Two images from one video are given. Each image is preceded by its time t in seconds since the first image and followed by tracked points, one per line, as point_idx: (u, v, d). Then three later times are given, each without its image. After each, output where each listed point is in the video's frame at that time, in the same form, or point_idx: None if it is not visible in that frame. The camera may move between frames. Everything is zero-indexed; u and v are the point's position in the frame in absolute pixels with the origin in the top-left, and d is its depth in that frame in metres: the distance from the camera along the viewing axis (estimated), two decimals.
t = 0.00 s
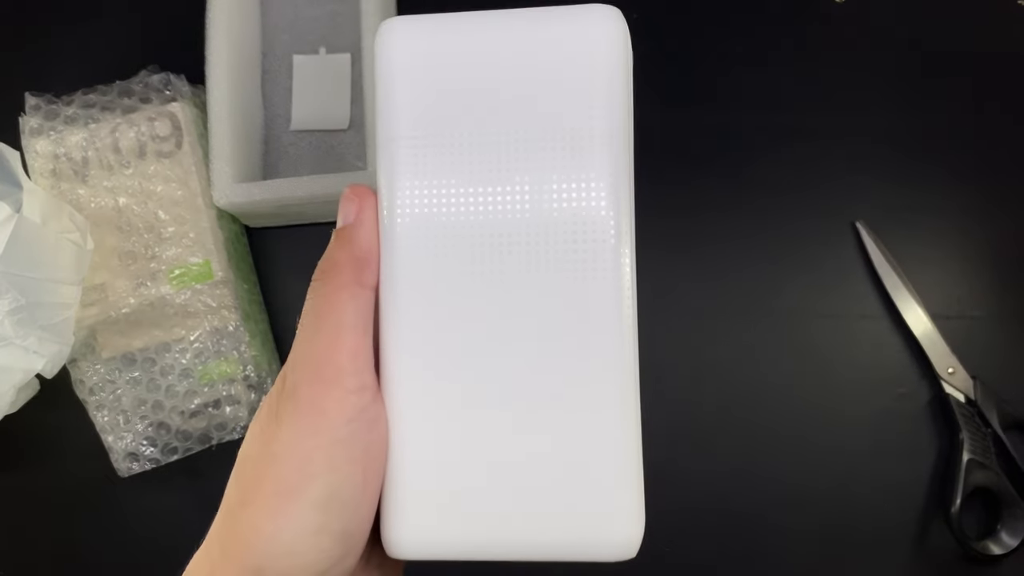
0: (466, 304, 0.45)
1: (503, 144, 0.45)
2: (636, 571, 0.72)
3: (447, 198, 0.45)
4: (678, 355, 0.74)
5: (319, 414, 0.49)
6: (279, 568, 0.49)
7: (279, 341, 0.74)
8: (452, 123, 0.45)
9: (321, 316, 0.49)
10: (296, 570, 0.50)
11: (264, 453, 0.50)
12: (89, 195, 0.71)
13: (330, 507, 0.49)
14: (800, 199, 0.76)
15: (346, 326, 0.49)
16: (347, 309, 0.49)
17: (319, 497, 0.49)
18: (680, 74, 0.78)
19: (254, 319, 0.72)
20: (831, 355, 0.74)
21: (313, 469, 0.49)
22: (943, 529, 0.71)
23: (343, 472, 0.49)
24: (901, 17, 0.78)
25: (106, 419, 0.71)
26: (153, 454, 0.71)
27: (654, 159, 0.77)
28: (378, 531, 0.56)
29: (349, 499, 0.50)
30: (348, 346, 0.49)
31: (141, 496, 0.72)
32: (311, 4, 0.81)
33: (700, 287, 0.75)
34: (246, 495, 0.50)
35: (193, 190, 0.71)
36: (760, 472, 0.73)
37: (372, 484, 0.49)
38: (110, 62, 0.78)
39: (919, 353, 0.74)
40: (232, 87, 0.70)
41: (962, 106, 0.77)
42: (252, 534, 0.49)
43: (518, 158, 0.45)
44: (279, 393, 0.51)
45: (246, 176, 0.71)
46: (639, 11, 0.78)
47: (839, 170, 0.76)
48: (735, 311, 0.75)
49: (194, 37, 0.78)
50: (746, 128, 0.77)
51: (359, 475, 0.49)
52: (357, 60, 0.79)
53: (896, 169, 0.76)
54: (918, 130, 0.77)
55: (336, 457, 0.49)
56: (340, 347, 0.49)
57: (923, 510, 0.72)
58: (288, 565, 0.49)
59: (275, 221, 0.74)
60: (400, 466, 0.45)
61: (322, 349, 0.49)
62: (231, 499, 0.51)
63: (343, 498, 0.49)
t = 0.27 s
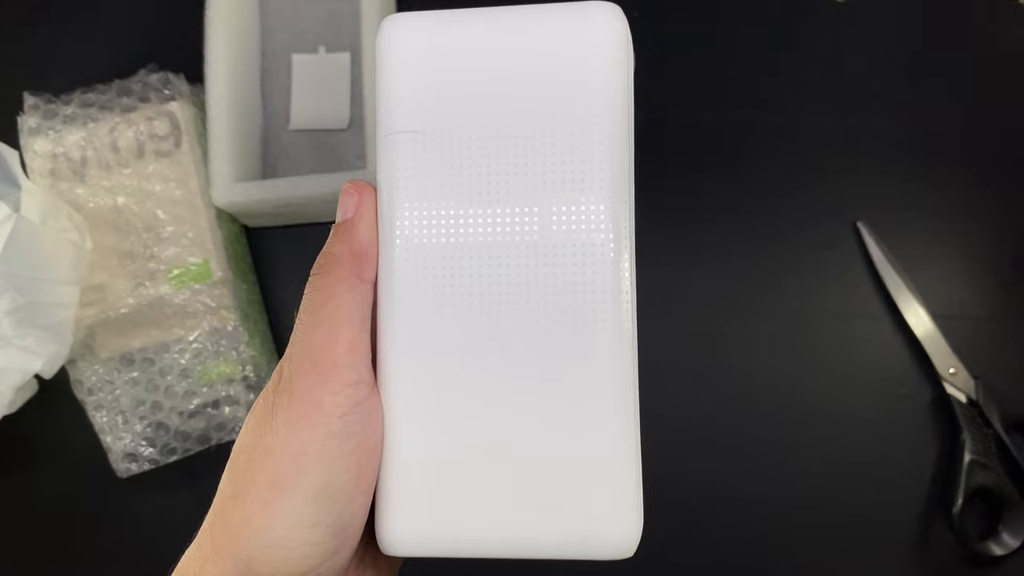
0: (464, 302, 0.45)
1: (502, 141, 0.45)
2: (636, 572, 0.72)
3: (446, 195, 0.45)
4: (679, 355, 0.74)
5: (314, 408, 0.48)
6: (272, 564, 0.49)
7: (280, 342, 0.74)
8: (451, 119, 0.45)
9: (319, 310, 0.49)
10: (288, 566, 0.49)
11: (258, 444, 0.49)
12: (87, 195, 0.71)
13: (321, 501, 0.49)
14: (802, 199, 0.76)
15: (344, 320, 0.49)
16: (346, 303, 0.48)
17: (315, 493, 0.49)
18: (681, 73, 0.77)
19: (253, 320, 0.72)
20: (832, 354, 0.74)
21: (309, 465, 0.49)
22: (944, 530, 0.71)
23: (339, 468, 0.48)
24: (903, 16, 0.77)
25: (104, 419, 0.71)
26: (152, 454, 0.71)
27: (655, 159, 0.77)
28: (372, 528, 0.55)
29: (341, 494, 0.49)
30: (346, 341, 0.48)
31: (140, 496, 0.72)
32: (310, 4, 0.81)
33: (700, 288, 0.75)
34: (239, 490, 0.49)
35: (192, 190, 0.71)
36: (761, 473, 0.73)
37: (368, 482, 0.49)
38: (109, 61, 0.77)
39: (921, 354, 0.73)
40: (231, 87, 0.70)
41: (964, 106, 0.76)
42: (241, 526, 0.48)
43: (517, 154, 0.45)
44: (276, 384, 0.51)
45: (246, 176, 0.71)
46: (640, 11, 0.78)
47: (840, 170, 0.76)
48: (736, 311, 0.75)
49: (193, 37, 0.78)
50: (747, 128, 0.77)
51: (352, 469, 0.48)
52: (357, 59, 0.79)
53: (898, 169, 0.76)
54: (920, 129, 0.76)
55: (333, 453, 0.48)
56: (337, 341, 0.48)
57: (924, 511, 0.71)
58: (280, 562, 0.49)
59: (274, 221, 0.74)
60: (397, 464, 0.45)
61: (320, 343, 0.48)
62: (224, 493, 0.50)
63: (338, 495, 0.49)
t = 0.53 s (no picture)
0: (467, 296, 0.45)
1: (505, 136, 0.45)
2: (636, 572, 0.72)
3: (449, 189, 0.45)
4: (679, 355, 0.74)
5: (312, 396, 0.49)
6: (269, 557, 0.49)
7: (280, 343, 0.74)
8: (456, 114, 0.45)
9: (322, 302, 0.49)
10: (285, 559, 0.49)
11: (256, 433, 0.49)
12: (87, 195, 0.71)
13: (317, 491, 0.49)
14: (802, 199, 0.76)
15: (345, 312, 0.49)
16: (348, 296, 0.48)
17: (313, 486, 0.49)
18: (681, 73, 0.77)
19: (253, 320, 0.72)
20: (832, 352, 0.74)
21: (308, 458, 0.49)
22: (944, 529, 0.71)
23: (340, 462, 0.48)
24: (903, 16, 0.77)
25: (104, 419, 0.71)
26: (152, 454, 0.71)
27: (654, 159, 0.77)
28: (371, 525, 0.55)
29: (338, 486, 0.49)
30: (348, 333, 0.48)
31: (140, 496, 0.72)
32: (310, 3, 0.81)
33: (700, 288, 0.75)
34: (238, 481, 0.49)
35: (192, 190, 0.71)
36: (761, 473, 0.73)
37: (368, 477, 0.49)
38: (109, 61, 0.77)
39: (920, 353, 0.73)
40: (231, 87, 0.70)
41: (964, 106, 0.77)
42: (237, 512, 0.48)
43: (520, 149, 0.45)
44: (277, 376, 0.51)
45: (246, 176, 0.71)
46: (639, 11, 0.78)
47: (840, 170, 0.76)
48: (736, 311, 0.75)
49: (193, 37, 0.78)
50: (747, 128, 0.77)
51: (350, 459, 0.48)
52: (357, 59, 0.79)
53: (898, 169, 0.76)
54: (919, 130, 0.76)
55: (332, 446, 0.48)
56: (339, 334, 0.48)
57: (924, 511, 0.71)
58: (277, 554, 0.49)
59: (274, 221, 0.74)
60: (396, 458, 0.45)
61: (322, 335, 0.48)
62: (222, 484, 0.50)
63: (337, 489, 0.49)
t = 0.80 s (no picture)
0: (469, 296, 0.45)
1: (508, 136, 0.45)
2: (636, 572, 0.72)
3: (451, 189, 0.45)
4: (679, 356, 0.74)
5: (314, 394, 0.48)
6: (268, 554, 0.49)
7: (280, 343, 0.74)
8: (459, 114, 0.45)
9: (325, 299, 0.49)
10: (284, 557, 0.49)
11: (258, 429, 0.49)
12: (87, 195, 0.71)
13: (318, 489, 0.49)
14: (802, 199, 0.76)
15: (349, 309, 0.49)
16: (352, 293, 0.48)
17: (314, 484, 0.49)
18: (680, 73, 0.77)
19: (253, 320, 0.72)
20: (833, 352, 0.74)
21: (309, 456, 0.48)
22: (944, 530, 0.71)
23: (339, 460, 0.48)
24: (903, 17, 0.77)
25: (104, 419, 0.71)
26: (152, 454, 0.71)
27: (654, 159, 0.77)
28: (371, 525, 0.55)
29: (339, 484, 0.49)
30: (352, 331, 0.48)
31: (140, 496, 0.72)
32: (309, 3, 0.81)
33: (699, 288, 0.75)
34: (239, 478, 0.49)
35: (192, 190, 0.71)
36: (761, 473, 0.73)
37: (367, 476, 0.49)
38: (109, 61, 0.77)
39: (920, 354, 0.73)
40: (231, 88, 0.70)
41: (964, 106, 0.76)
42: (237, 509, 0.48)
43: (523, 149, 0.45)
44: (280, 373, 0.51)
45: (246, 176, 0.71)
46: (639, 12, 0.78)
47: (840, 170, 0.76)
48: (736, 311, 0.75)
49: (193, 37, 0.78)
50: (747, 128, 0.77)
51: (351, 457, 0.48)
52: (357, 59, 0.79)
53: (898, 169, 0.76)
54: (919, 130, 0.76)
55: (334, 444, 0.48)
56: (342, 331, 0.48)
57: (924, 511, 0.71)
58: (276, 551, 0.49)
59: (274, 221, 0.74)
60: (396, 458, 0.45)
61: (325, 332, 0.48)
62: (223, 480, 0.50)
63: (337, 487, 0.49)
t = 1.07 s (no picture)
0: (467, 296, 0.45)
1: (506, 136, 0.45)
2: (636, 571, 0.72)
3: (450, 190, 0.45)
4: (678, 356, 0.74)
5: (312, 397, 0.49)
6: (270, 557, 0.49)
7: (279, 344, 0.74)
8: (457, 114, 0.45)
9: (321, 302, 0.49)
10: (286, 560, 0.49)
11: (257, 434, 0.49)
12: (87, 195, 0.71)
13: (317, 493, 0.49)
14: (802, 199, 0.76)
15: (345, 312, 0.49)
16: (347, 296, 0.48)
17: (313, 488, 0.49)
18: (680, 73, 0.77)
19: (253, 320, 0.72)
20: (832, 352, 0.74)
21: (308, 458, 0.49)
22: (944, 530, 0.71)
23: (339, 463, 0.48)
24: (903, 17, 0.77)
25: (104, 419, 0.71)
26: (152, 454, 0.71)
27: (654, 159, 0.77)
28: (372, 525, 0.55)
29: (338, 486, 0.49)
30: (347, 334, 0.48)
31: (140, 496, 0.72)
32: (309, 3, 0.81)
33: (699, 288, 0.75)
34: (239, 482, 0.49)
35: (192, 189, 0.71)
36: (761, 473, 0.73)
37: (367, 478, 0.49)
38: (109, 61, 0.77)
39: (920, 353, 0.73)
40: (231, 88, 0.70)
41: (964, 106, 0.76)
42: (237, 514, 0.48)
43: (521, 149, 0.44)
44: (279, 377, 0.51)
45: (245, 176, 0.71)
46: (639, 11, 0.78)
47: (840, 170, 0.76)
48: (736, 311, 0.75)
49: (193, 37, 0.78)
50: (746, 128, 0.77)
51: (350, 460, 0.48)
52: (356, 59, 0.79)
53: (898, 169, 0.76)
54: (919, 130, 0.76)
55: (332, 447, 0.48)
56: (339, 334, 0.48)
57: (924, 511, 0.71)
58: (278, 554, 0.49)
59: (274, 221, 0.74)
60: (395, 460, 0.45)
61: (321, 336, 0.48)
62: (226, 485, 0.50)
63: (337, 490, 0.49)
